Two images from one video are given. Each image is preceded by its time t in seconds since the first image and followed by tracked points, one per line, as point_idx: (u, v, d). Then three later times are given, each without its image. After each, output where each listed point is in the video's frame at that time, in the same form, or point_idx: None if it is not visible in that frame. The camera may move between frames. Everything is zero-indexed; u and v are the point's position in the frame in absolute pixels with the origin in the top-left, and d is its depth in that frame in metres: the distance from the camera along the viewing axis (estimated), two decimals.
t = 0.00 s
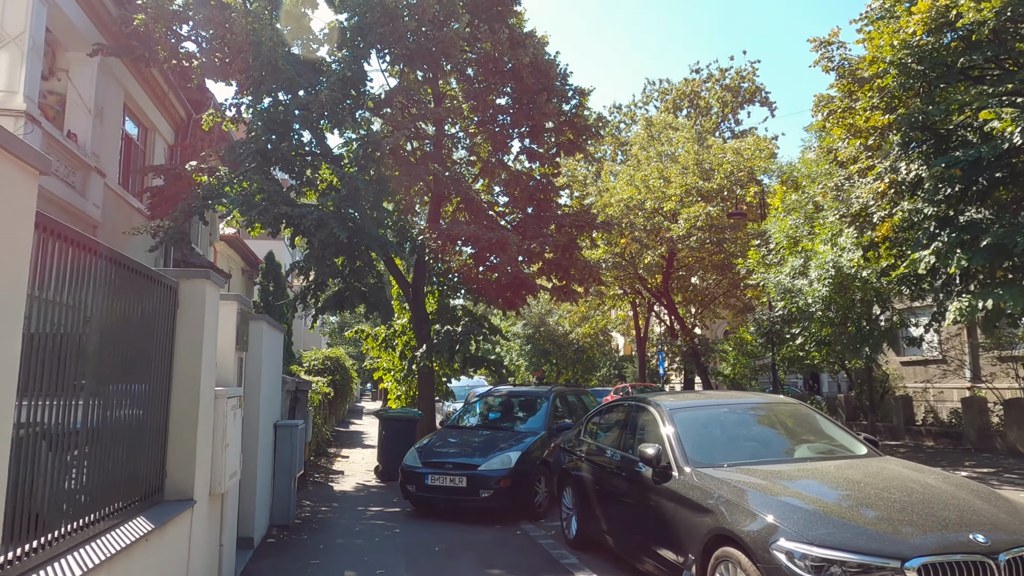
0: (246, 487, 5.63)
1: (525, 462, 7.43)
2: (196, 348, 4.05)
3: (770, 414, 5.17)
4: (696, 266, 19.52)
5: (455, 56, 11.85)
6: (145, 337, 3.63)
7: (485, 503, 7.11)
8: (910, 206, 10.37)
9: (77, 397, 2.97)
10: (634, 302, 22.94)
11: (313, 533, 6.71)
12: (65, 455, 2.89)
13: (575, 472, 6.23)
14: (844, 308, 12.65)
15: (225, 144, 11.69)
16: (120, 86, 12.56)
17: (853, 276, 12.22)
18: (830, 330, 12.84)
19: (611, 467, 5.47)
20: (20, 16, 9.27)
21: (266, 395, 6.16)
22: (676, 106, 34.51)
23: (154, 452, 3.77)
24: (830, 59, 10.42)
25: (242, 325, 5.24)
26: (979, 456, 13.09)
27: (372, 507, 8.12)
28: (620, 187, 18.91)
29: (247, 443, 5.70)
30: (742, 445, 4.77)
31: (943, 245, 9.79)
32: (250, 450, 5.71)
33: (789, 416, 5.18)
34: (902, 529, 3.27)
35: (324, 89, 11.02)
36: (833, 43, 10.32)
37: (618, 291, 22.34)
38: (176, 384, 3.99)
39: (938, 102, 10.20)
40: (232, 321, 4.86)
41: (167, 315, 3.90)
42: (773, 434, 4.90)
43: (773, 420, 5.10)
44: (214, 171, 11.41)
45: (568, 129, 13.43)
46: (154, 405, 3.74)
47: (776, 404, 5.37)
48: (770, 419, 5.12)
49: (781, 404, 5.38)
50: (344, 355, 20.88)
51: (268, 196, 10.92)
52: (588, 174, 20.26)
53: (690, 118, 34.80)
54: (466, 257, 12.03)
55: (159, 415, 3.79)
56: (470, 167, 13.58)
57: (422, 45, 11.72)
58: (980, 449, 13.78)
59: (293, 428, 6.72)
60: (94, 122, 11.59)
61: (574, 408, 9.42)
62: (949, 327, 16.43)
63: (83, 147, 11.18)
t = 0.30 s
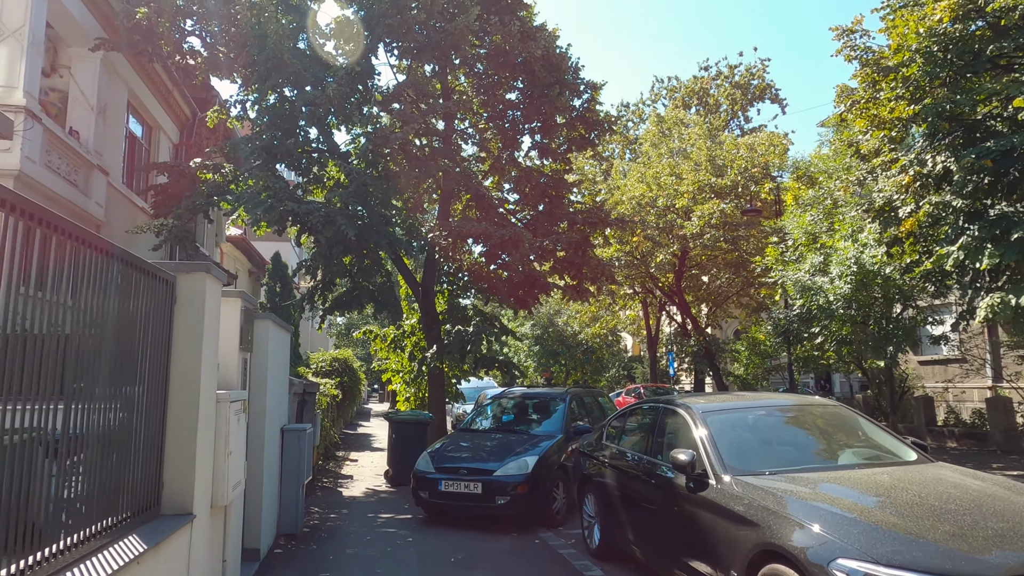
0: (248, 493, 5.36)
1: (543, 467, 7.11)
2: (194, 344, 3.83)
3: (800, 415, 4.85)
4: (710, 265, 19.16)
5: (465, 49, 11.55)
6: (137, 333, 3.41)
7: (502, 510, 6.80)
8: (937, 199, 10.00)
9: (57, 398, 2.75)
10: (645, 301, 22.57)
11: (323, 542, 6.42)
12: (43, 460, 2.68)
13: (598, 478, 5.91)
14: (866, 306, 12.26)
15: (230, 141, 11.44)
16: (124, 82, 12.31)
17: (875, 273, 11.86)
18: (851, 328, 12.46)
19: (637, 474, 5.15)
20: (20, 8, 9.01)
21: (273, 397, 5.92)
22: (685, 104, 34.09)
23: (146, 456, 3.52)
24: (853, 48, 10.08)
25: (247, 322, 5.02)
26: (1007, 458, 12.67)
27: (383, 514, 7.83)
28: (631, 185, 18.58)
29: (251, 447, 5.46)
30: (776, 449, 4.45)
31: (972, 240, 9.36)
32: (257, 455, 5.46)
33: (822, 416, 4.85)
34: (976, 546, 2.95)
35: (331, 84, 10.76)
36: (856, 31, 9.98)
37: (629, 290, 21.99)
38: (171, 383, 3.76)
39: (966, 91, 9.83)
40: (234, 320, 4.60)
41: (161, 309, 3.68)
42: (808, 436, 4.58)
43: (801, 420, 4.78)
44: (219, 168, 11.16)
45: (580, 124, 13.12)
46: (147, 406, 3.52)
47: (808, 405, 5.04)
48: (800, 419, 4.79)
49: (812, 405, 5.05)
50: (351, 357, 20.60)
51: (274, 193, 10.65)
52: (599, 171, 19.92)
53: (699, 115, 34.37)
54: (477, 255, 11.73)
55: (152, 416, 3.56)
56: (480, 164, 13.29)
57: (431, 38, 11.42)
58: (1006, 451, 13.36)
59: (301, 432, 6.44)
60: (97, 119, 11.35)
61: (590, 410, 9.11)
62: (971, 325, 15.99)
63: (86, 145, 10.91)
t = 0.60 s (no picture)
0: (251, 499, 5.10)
1: (558, 470, 6.82)
2: (190, 339, 3.58)
3: (828, 414, 4.55)
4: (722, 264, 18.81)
5: (474, 42, 11.29)
6: (127, 325, 3.17)
7: (517, 516, 6.51)
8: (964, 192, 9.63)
9: (37, 396, 2.51)
10: (655, 301, 22.22)
11: (330, 550, 6.14)
12: (23, 465, 2.44)
13: (618, 481, 5.63)
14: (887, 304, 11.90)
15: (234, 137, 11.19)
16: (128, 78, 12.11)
17: (897, 271, 11.35)
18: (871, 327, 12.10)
19: (662, 478, 4.86)
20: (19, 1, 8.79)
21: (277, 398, 5.66)
22: (694, 102, 33.71)
23: (137, 460, 3.28)
24: (875, 36, 9.76)
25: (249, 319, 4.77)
26: None
27: (392, 520, 7.55)
28: (642, 183, 18.28)
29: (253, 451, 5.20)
30: (810, 452, 4.14)
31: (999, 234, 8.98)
32: (260, 458, 5.20)
33: (851, 415, 4.55)
34: None
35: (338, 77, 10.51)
36: (879, 19, 9.67)
37: (640, 290, 21.66)
38: (164, 380, 3.52)
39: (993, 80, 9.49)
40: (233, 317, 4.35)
41: (154, 302, 3.44)
42: (842, 438, 4.27)
43: (829, 420, 4.48)
44: (223, 165, 10.92)
45: (591, 119, 12.84)
46: (138, 406, 3.27)
47: (835, 404, 4.74)
48: (828, 419, 4.49)
49: (840, 404, 4.75)
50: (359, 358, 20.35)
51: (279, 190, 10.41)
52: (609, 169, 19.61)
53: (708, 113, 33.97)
54: (487, 252, 11.47)
55: (143, 418, 3.31)
56: (489, 161, 13.01)
57: (439, 30, 11.16)
58: None
59: (307, 435, 6.18)
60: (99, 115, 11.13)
61: (606, 412, 8.81)
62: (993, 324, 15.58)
63: (88, 142, 10.71)
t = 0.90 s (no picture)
0: (246, 505, 4.83)
1: (572, 477, 6.48)
2: (172, 336, 3.31)
3: (855, 417, 4.21)
4: (734, 263, 18.42)
5: (481, 34, 11.00)
6: (99, 320, 2.89)
7: (528, 526, 6.18)
8: (992, 185, 9.23)
9: None
10: (665, 301, 21.84)
11: (331, 562, 5.82)
12: None
13: (638, 489, 5.30)
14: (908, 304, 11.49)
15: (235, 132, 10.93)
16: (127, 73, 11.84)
17: (919, 267, 10.98)
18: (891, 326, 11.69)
19: (686, 486, 4.53)
20: None
21: (277, 399, 5.39)
22: (702, 100, 33.32)
23: (112, 467, 3.01)
24: (897, 24, 9.40)
25: (242, 315, 4.49)
26: None
27: (397, 527, 7.24)
28: (651, 180, 17.93)
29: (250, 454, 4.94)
30: (844, 459, 3.80)
31: None
32: (258, 462, 4.94)
33: (881, 417, 4.22)
34: None
35: (341, 68, 10.24)
36: (901, 6, 9.31)
37: (649, 290, 21.30)
38: (143, 379, 3.25)
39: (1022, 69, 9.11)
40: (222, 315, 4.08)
41: (130, 295, 3.15)
42: (878, 442, 3.93)
43: (858, 423, 4.14)
44: (224, 160, 10.66)
45: (601, 114, 12.50)
46: (111, 409, 2.99)
47: (862, 405, 4.41)
48: (862, 423, 4.14)
49: (866, 406, 4.42)
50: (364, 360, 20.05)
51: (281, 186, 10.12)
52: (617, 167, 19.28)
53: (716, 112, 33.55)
54: (495, 250, 11.15)
55: (117, 423, 3.03)
56: (496, 157, 12.72)
57: (445, 22, 10.87)
58: None
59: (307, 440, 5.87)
60: (98, 111, 10.90)
61: (619, 415, 8.47)
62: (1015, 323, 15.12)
63: (86, 137, 10.45)
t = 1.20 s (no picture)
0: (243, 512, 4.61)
1: (588, 483, 6.19)
2: (158, 331, 3.04)
3: (893, 418, 3.90)
4: (746, 262, 18.08)
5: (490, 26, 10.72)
6: (77, 314, 2.63)
7: (544, 534, 5.88)
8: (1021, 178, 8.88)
9: None
10: (675, 301, 21.51)
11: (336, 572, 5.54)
12: None
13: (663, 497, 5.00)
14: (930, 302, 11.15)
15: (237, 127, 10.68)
16: (127, 69, 11.63)
17: (941, 264, 10.62)
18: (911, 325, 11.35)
19: (717, 495, 4.22)
20: None
21: (279, 400, 5.16)
22: (710, 99, 32.94)
23: (91, 476, 2.75)
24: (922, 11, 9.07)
25: (241, 311, 4.25)
26: None
27: (405, 535, 6.95)
28: (661, 178, 17.63)
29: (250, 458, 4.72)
30: (884, 465, 3.49)
31: None
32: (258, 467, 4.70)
33: (925, 419, 3.90)
34: None
35: (347, 57, 9.96)
36: None
37: (658, 290, 20.97)
38: (127, 380, 3.00)
39: None
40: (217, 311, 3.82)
41: (112, 287, 2.90)
42: (928, 447, 3.61)
43: (894, 424, 3.83)
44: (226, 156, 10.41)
45: (611, 108, 12.22)
46: (90, 412, 2.73)
47: (903, 407, 4.09)
48: (909, 426, 3.82)
49: (902, 406, 4.11)
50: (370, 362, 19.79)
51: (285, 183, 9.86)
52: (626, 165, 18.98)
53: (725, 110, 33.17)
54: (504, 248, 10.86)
55: (96, 427, 2.77)
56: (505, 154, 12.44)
57: (452, 13, 10.59)
58: None
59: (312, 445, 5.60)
60: (98, 107, 10.67)
61: (635, 418, 8.17)
62: None
63: (85, 134, 10.22)
